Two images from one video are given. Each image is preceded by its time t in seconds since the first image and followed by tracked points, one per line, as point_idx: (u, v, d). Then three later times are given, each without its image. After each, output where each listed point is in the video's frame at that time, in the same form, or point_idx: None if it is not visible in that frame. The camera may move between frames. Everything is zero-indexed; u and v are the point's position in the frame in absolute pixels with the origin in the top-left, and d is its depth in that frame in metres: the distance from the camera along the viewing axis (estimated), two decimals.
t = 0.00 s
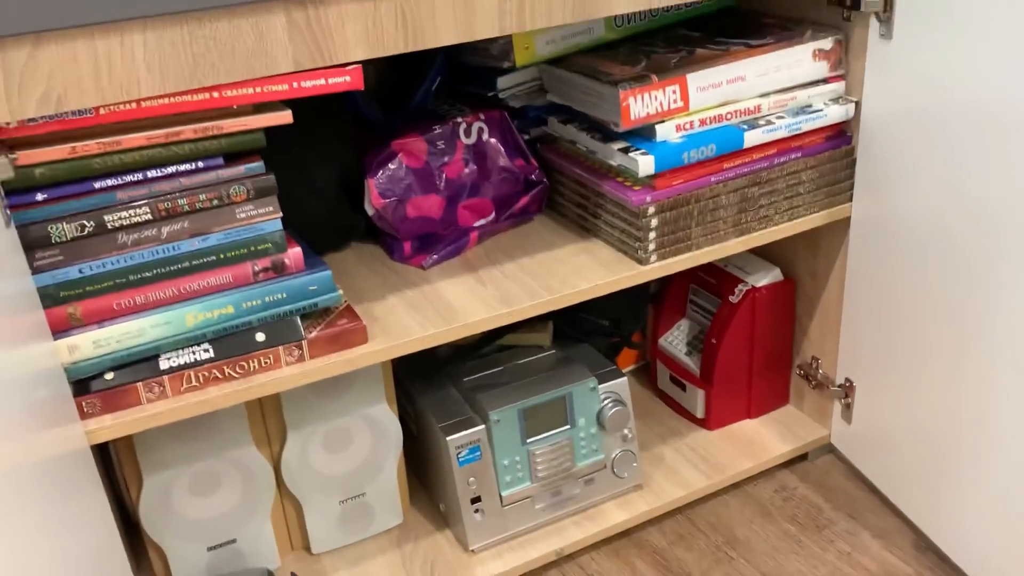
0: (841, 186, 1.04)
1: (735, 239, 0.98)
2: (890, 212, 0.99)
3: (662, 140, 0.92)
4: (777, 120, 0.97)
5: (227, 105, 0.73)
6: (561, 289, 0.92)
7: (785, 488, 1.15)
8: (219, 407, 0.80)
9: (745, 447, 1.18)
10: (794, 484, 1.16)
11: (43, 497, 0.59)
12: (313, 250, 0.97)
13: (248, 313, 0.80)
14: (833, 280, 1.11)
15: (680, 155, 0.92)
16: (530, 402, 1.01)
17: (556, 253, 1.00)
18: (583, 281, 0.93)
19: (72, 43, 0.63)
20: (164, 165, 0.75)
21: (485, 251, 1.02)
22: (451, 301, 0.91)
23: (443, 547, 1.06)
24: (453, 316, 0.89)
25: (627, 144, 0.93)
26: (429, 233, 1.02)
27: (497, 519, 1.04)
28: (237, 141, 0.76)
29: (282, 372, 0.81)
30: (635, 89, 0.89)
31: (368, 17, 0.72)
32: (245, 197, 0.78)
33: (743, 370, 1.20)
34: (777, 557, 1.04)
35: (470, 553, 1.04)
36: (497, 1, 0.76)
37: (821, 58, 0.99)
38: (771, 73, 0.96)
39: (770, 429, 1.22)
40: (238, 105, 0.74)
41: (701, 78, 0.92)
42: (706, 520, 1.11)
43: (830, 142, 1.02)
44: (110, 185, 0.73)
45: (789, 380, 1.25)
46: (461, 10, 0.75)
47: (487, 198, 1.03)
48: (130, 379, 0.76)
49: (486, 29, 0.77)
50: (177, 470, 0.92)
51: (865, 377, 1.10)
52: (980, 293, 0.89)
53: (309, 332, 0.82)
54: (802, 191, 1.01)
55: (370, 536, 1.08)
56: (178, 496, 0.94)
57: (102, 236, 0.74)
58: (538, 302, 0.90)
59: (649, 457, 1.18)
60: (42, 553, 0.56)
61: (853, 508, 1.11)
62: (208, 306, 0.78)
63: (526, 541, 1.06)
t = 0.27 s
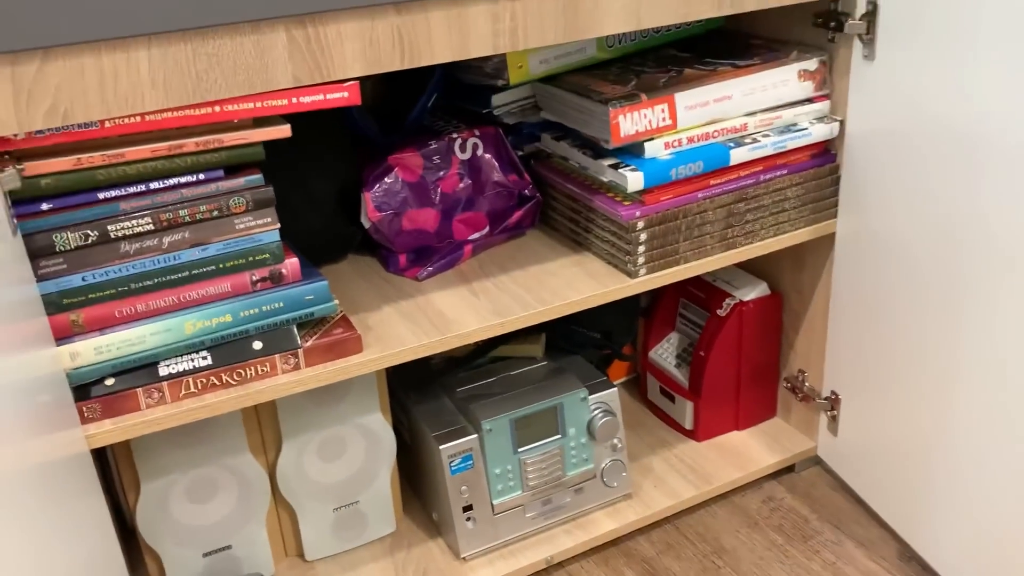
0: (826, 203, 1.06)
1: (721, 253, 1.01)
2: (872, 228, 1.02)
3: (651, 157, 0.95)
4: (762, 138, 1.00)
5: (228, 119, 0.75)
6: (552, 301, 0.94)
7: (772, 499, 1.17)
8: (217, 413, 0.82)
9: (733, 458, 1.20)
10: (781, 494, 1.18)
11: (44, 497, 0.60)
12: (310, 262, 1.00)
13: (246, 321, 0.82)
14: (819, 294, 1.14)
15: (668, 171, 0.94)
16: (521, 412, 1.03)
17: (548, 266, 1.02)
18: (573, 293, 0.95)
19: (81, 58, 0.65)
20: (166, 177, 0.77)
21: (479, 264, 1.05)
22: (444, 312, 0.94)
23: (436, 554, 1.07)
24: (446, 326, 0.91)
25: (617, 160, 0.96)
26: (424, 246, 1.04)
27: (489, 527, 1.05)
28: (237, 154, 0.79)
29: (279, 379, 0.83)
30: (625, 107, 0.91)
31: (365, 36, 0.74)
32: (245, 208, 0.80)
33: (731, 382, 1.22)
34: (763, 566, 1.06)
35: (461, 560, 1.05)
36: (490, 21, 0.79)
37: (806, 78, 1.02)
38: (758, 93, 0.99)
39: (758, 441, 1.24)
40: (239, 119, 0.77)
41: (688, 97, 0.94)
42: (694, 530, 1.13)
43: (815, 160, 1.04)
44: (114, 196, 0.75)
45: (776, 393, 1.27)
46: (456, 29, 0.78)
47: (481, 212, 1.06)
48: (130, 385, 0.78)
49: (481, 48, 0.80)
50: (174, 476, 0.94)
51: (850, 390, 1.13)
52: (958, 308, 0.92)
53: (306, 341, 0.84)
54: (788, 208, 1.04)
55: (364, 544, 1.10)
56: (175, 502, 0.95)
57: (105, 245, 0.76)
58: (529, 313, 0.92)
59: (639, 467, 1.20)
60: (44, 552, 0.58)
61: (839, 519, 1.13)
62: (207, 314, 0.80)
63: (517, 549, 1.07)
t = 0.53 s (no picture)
0: (802, 217, 1.09)
1: (700, 265, 1.04)
2: (847, 242, 1.05)
3: (631, 171, 0.97)
4: (739, 153, 1.03)
5: (219, 130, 0.77)
6: (534, 310, 0.96)
7: (751, 508, 1.19)
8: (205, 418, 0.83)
9: (713, 468, 1.22)
10: (760, 504, 1.20)
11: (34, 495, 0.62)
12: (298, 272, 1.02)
13: (234, 328, 0.84)
14: (796, 306, 1.16)
15: (648, 185, 0.97)
16: (505, 420, 1.05)
17: (531, 277, 1.04)
18: (555, 303, 0.97)
19: (76, 69, 0.67)
20: (158, 187, 0.79)
21: (464, 275, 1.07)
22: (429, 321, 0.96)
23: (419, 562, 1.09)
24: (430, 334, 0.93)
25: (599, 174, 0.99)
26: (409, 257, 1.06)
27: (472, 535, 1.07)
28: (227, 165, 0.81)
29: (265, 386, 0.84)
30: (606, 122, 0.94)
31: (353, 51, 0.77)
32: (234, 218, 0.82)
33: (712, 393, 1.24)
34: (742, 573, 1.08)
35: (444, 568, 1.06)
36: (475, 38, 0.82)
37: (782, 95, 1.05)
38: (735, 110, 1.02)
39: (737, 451, 1.26)
40: (229, 131, 0.79)
41: (668, 113, 0.97)
42: (674, 538, 1.14)
43: (791, 175, 1.07)
44: (106, 205, 0.77)
45: (756, 404, 1.29)
46: (442, 45, 0.80)
47: (466, 224, 1.08)
48: (120, 390, 0.79)
49: (465, 63, 0.82)
50: (161, 482, 0.95)
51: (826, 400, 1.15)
52: (930, 319, 0.94)
53: (292, 348, 0.86)
54: (765, 221, 1.07)
55: (348, 552, 1.11)
56: (162, 508, 0.96)
57: (98, 252, 0.77)
58: (512, 322, 0.95)
59: (621, 477, 1.22)
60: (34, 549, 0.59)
61: (817, 527, 1.15)
62: (196, 321, 0.82)
63: (500, 556, 1.09)
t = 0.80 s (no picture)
0: (782, 235, 1.12)
1: (682, 282, 1.06)
2: (825, 259, 1.07)
3: (616, 189, 1.00)
4: (721, 173, 1.06)
5: (213, 146, 0.79)
6: (520, 325, 0.98)
7: (734, 522, 1.21)
8: (195, 429, 0.84)
9: (696, 482, 1.24)
10: (743, 518, 1.22)
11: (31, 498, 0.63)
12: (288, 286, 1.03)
13: (225, 340, 0.85)
14: (777, 322, 1.19)
15: (632, 203, 1.00)
16: (491, 434, 1.07)
17: (517, 293, 1.06)
18: (541, 317, 1.00)
19: (75, 85, 0.69)
20: (152, 201, 0.80)
21: (451, 290, 1.09)
22: (417, 334, 0.97)
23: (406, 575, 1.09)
24: (418, 347, 0.94)
25: (584, 191, 1.01)
26: (398, 273, 1.08)
27: (458, 548, 1.08)
28: (220, 180, 0.83)
29: (255, 397, 0.86)
30: (591, 141, 0.97)
31: (345, 71, 0.79)
32: (227, 231, 0.84)
33: (695, 409, 1.26)
34: None
35: None
36: (464, 58, 0.84)
37: (762, 116, 1.08)
38: (716, 130, 1.05)
39: (720, 466, 1.28)
40: (223, 147, 0.81)
41: (651, 133, 1.00)
42: (658, 551, 1.16)
43: (771, 194, 1.10)
44: (101, 218, 0.79)
45: (738, 419, 1.31)
46: (431, 66, 0.83)
47: (454, 240, 1.10)
48: (112, 400, 0.81)
49: (454, 83, 0.85)
50: (150, 493, 0.96)
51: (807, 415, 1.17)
52: (906, 334, 0.97)
53: (282, 360, 0.87)
54: (746, 239, 1.09)
55: (335, 565, 1.12)
56: (150, 520, 0.97)
57: (92, 264, 0.79)
58: (498, 336, 0.96)
59: (606, 491, 1.23)
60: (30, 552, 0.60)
61: (798, 541, 1.17)
62: (187, 332, 0.83)
63: (485, 569, 1.10)
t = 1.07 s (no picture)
0: (772, 251, 1.14)
1: (674, 297, 1.07)
2: (814, 275, 1.09)
3: (609, 205, 1.01)
4: (712, 190, 1.07)
5: (212, 158, 0.80)
6: (514, 338, 0.99)
7: (726, 537, 1.22)
8: (191, 440, 0.85)
9: (688, 497, 1.25)
10: (734, 533, 1.22)
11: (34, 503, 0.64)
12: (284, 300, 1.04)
13: (222, 351, 0.86)
14: (768, 338, 1.20)
15: (624, 218, 1.01)
16: (484, 447, 1.07)
17: (511, 307, 1.07)
18: (535, 331, 1.01)
19: (78, 98, 0.70)
20: (152, 213, 0.81)
21: (445, 304, 1.10)
22: (412, 348, 0.98)
23: None
24: (413, 360, 0.95)
25: (577, 207, 1.02)
26: (393, 287, 1.09)
27: (451, 562, 1.08)
28: (218, 193, 0.84)
29: (251, 408, 0.86)
30: (584, 157, 0.98)
31: (343, 86, 0.81)
32: (225, 243, 0.85)
33: (687, 424, 1.27)
34: None
35: None
36: (460, 75, 0.86)
37: (753, 135, 1.10)
38: (708, 148, 1.07)
39: (712, 481, 1.29)
40: (222, 159, 0.82)
41: (643, 150, 1.02)
42: (650, 566, 1.16)
43: (761, 211, 1.12)
44: (101, 229, 0.80)
45: (730, 435, 1.32)
46: (428, 82, 0.84)
47: (448, 255, 1.11)
48: (109, 410, 0.81)
49: (450, 100, 0.86)
50: (144, 506, 0.96)
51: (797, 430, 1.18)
52: (895, 348, 0.98)
53: (278, 372, 0.88)
54: (737, 255, 1.11)
55: None
56: (143, 533, 0.97)
57: (91, 274, 0.80)
58: (492, 349, 0.97)
59: (598, 506, 1.24)
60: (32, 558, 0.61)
61: (789, 556, 1.18)
62: (184, 344, 0.84)
63: None
